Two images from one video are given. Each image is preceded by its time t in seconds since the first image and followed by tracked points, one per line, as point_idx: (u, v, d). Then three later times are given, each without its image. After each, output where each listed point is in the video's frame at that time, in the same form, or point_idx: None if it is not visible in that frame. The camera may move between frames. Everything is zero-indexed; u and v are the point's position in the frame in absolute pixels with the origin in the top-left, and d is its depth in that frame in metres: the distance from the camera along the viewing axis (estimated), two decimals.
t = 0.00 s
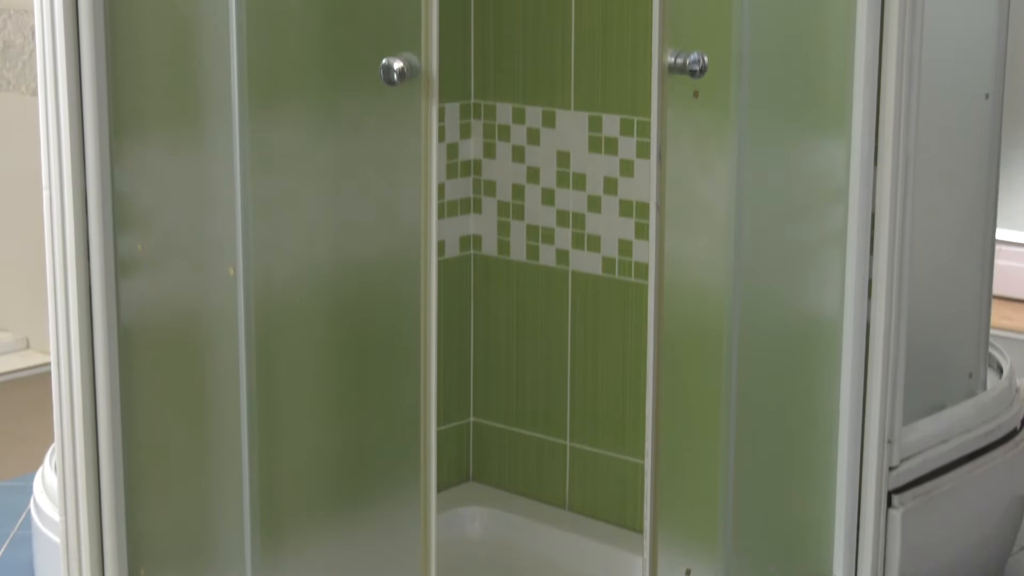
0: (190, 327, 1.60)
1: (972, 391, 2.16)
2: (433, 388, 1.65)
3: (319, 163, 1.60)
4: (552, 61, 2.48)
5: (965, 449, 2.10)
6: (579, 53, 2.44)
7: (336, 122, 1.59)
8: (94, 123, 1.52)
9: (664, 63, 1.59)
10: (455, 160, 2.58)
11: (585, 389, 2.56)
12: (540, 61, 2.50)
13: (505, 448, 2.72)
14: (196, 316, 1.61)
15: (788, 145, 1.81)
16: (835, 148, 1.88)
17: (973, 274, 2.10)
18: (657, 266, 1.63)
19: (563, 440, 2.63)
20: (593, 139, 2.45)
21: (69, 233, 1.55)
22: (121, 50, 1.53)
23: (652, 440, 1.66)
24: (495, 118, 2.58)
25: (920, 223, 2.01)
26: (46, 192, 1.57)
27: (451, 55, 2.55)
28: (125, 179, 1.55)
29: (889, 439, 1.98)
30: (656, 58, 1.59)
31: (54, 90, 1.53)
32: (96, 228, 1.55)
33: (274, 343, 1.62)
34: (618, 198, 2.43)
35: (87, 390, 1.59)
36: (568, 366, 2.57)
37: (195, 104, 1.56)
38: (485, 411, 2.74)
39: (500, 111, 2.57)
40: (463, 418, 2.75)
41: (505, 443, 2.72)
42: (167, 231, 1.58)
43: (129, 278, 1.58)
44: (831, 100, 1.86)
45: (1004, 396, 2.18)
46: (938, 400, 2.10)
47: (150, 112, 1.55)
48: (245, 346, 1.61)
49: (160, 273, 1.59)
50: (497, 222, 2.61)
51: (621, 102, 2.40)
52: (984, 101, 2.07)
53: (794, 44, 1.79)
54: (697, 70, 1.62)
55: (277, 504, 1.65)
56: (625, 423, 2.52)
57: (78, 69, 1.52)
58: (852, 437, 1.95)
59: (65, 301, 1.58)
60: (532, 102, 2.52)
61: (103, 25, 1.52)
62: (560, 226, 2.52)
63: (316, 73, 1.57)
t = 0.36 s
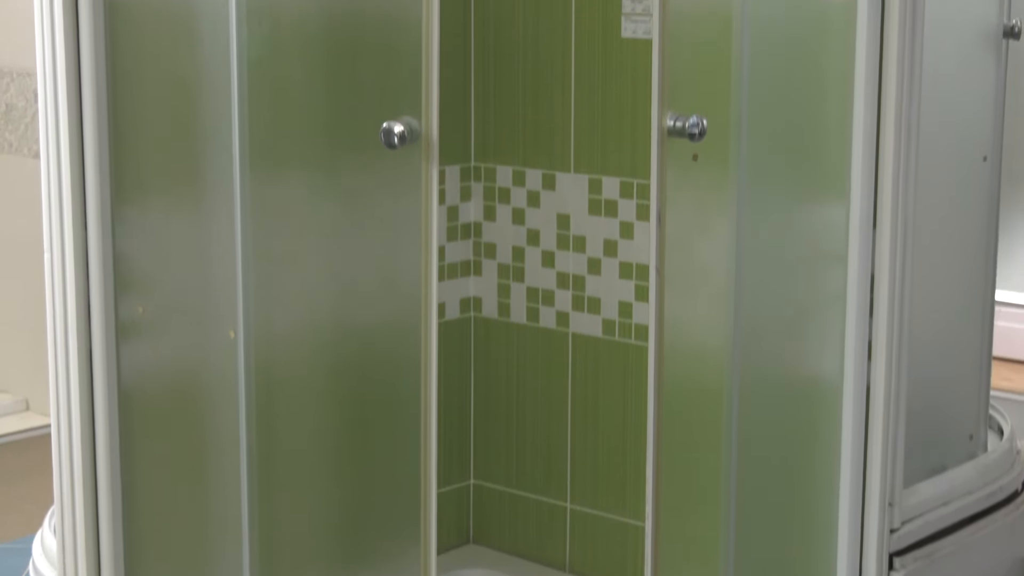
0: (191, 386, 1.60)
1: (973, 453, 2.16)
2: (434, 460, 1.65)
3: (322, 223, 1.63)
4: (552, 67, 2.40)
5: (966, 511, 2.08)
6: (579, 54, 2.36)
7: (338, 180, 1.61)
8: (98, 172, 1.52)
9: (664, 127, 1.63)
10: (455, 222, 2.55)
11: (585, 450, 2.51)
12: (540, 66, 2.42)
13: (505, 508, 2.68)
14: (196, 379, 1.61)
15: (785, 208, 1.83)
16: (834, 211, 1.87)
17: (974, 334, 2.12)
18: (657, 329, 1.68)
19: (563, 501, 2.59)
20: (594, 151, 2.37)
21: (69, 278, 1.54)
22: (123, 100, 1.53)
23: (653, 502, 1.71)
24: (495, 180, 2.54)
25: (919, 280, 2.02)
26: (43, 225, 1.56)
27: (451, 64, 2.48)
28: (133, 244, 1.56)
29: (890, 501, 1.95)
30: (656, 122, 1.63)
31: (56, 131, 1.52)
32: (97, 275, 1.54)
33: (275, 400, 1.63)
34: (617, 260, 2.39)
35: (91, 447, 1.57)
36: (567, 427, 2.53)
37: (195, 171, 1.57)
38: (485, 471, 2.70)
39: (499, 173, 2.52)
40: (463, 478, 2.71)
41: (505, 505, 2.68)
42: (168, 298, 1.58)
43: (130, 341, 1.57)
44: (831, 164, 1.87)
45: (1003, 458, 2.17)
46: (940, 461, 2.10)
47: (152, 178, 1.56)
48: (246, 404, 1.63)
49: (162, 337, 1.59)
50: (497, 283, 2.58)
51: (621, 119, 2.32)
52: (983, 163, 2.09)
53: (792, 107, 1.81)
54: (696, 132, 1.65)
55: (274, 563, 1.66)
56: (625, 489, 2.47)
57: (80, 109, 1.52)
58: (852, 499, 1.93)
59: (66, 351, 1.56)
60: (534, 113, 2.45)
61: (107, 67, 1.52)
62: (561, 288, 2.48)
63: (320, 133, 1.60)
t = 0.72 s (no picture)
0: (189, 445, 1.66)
1: (976, 515, 2.14)
2: (433, 494, 1.67)
3: (321, 275, 1.66)
4: (551, 120, 2.32)
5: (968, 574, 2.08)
6: (579, 109, 2.28)
7: (336, 235, 1.65)
8: (98, 221, 1.57)
9: (663, 188, 1.65)
10: (455, 282, 2.47)
11: (586, 514, 2.40)
12: (541, 123, 2.33)
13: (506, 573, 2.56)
14: (197, 443, 1.66)
15: (785, 267, 1.84)
16: (833, 273, 1.87)
17: (977, 400, 2.11)
18: (656, 390, 1.71)
19: (563, 565, 2.47)
20: (594, 205, 2.29)
21: (69, 319, 1.58)
22: (122, 140, 1.59)
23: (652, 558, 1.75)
24: (495, 242, 2.44)
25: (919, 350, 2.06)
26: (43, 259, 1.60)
27: (450, 119, 2.38)
28: (135, 306, 1.61)
29: (891, 566, 1.94)
30: (655, 182, 1.66)
31: (56, 180, 1.57)
32: (96, 316, 1.58)
33: (275, 464, 1.66)
34: (618, 322, 2.31)
35: (90, 500, 1.62)
36: (568, 491, 2.42)
37: (196, 228, 1.62)
38: (486, 532, 2.57)
39: (499, 235, 2.43)
40: (462, 541, 2.58)
41: (507, 574, 2.56)
42: (166, 361, 1.64)
43: (130, 403, 1.63)
44: (830, 223, 1.87)
45: (1006, 520, 2.14)
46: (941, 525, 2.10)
47: (153, 235, 1.61)
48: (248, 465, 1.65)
49: (163, 399, 1.64)
50: (497, 344, 2.48)
51: (621, 176, 2.25)
52: (982, 226, 2.08)
53: (790, 165, 1.82)
54: (695, 195, 1.67)
55: None
56: (625, 556, 2.36)
57: (80, 156, 1.57)
58: (852, 560, 1.93)
59: (65, 402, 1.61)
60: (532, 168, 2.36)
61: (107, 111, 1.57)
62: (560, 348, 2.39)
63: (321, 189, 1.64)
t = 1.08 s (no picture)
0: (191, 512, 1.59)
1: None
2: (433, 545, 1.72)
3: (322, 342, 1.64)
4: (551, 188, 2.33)
5: None
6: (579, 174, 2.29)
7: (339, 300, 1.64)
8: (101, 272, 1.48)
9: (663, 255, 1.61)
10: (455, 349, 2.45)
11: None
12: (541, 189, 2.34)
13: None
14: (198, 507, 1.59)
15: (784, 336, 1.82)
16: (831, 338, 1.91)
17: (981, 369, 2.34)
18: (657, 457, 1.65)
19: None
20: (594, 269, 2.30)
21: (69, 359, 1.49)
22: (122, 175, 1.50)
23: None
24: (495, 307, 2.43)
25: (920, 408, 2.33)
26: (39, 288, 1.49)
27: (451, 181, 2.37)
28: (141, 370, 1.53)
29: None
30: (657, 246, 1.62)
31: (57, 225, 1.47)
32: (97, 366, 1.49)
33: (275, 521, 1.63)
34: (618, 387, 2.31)
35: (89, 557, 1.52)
36: (568, 553, 2.41)
37: (198, 295, 1.56)
38: None
39: (499, 300, 2.42)
40: None
41: None
42: (167, 425, 1.56)
43: (130, 467, 1.54)
44: (826, 283, 1.90)
45: None
46: None
47: (157, 300, 1.54)
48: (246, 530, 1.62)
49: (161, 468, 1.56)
50: (497, 411, 2.46)
51: (621, 241, 2.25)
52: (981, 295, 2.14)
53: (791, 236, 1.82)
54: (695, 261, 1.64)
55: None
56: None
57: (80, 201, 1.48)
58: None
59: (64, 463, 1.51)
60: (528, 232, 2.37)
61: (108, 150, 1.48)
62: (561, 415, 2.38)
63: (324, 253, 1.63)
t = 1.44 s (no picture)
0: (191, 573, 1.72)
1: None
2: None
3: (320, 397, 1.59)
4: (552, 256, 2.33)
5: None
6: (579, 243, 2.30)
7: (339, 371, 1.60)
8: (100, 351, 1.68)
9: (663, 321, 1.61)
10: (455, 416, 2.43)
11: None
12: (541, 256, 2.34)
13: None
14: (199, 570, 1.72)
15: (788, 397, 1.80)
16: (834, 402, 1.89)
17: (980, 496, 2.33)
18: (658, 527, 1.63)
19: None
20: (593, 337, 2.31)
21: (70, 421, 1.70)
22: (123, 258, 1.70)
23: None
24: (495, 373, 2.41)
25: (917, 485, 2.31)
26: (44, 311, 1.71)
27: (448, 246, 2.34)
28: (141, 437, 1.72)
29: None
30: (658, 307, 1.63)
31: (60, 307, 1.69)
32: (96, 435, 1.70)
33: None
34: (618, 454, 2.32)
35: None
36: None
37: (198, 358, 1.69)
38: None
39: (500, 366, 2.40)
40: None
41: None
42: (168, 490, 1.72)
43: (130, 534, 1.73)
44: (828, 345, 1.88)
45: None
46: None
47: (156, 372, 1.71)
48: None
49: (161, 532, 1.73)
50: (499, 478, 2.44)
51: (621, 307, 2.28)
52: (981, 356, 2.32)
53: (793, 301, 1.80)
54: (696, 327, 1.63)
55: None
56: None
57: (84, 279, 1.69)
58: None
59: (65, 518, 1.72)
60: (529, 289, 2.36)
61: (109, 229, 1.68)
62: (561, 481, 2.38)
63: (323, 324, 1.61)
